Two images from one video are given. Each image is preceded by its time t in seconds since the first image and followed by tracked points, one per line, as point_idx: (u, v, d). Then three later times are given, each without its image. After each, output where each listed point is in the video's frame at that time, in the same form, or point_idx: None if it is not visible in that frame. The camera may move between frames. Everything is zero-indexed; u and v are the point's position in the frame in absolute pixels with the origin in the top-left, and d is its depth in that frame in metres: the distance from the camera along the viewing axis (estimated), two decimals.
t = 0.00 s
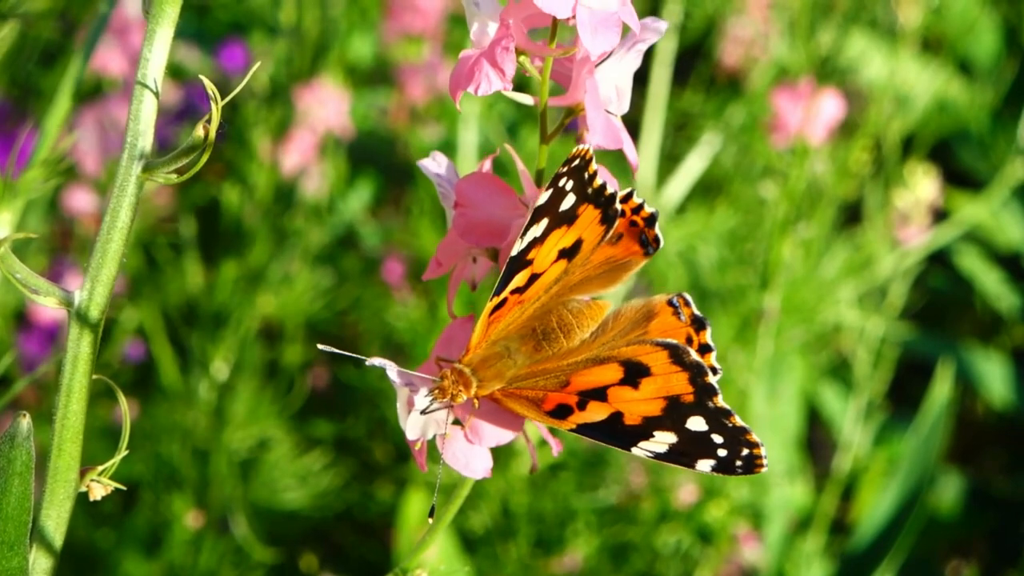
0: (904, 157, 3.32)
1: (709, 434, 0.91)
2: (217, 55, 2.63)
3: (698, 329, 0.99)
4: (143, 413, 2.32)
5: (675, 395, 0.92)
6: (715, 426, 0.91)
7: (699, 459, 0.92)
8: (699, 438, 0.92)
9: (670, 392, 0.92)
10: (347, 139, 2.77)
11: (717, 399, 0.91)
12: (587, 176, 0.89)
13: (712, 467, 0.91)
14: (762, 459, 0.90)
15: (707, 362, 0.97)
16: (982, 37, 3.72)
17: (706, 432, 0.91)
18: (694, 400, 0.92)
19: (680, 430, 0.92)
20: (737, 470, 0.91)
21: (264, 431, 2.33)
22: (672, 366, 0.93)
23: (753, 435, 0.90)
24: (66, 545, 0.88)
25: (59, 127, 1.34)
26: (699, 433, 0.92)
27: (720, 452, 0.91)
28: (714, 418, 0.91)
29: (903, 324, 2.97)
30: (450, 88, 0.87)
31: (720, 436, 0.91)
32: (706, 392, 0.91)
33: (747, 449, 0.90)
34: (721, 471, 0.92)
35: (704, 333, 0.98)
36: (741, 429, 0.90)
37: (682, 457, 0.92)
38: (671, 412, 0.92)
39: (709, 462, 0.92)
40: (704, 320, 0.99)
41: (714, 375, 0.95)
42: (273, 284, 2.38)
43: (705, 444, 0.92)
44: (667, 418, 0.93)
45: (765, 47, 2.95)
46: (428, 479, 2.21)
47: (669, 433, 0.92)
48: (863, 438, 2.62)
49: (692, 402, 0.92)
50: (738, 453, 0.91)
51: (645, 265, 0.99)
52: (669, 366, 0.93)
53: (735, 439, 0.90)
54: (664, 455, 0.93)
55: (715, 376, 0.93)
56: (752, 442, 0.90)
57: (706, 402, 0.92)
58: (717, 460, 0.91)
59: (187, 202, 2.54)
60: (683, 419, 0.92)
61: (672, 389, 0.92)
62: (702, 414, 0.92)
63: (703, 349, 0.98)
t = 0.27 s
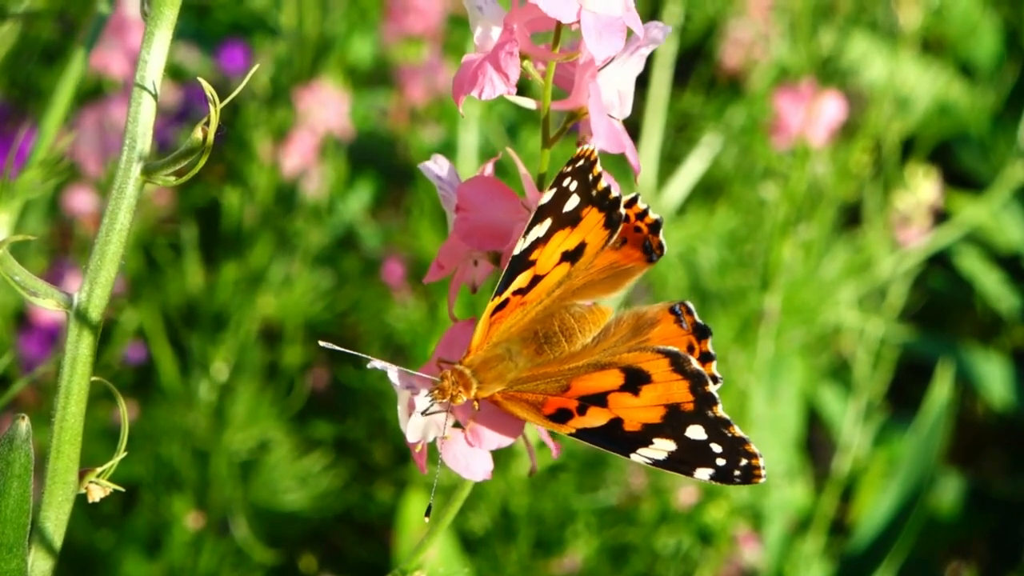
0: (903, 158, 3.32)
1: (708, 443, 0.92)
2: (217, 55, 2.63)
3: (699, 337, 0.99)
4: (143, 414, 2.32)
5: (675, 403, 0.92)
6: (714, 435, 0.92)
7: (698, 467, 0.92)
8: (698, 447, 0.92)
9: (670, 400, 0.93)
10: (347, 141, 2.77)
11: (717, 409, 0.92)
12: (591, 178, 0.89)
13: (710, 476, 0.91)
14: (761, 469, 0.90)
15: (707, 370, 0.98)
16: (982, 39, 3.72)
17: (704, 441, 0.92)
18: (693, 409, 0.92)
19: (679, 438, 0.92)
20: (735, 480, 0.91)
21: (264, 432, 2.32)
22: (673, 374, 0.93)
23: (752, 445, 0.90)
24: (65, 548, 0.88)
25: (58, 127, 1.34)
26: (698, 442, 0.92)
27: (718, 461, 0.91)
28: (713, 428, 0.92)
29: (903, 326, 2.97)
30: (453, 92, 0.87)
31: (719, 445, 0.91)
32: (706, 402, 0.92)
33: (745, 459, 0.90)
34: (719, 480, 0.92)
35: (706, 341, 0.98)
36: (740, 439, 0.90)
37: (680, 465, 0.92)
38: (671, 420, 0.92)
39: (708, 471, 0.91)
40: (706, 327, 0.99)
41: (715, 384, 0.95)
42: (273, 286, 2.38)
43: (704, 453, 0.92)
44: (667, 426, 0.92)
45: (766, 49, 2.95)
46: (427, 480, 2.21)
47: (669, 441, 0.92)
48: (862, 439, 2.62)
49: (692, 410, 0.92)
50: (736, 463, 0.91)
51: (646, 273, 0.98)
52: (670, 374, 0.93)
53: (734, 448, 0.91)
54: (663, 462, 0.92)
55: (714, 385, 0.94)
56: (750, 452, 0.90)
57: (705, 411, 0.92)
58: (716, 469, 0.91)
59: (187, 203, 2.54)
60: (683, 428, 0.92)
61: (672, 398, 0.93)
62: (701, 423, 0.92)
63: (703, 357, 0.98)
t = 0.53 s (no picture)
0: (903, 160, 3.33)
1: (698, 443, 0.91)
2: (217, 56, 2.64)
3: (691, 335, 0.99)
4: (143, 414, 2.32)
5: (666, 401, 0.93)
6: (704, 435, 0.91)
7: (689, 467, 0.91)
8: (688, 446, 0.92)
9: (662, 398, 0.93)
10: (347, 142, 2.77)
11: (708, 409, 0.91)
12: (576, 162, 0.87)
13: (700, 477, 0.90)
14: (751, 471, 0.89)
15: (700, 369, 0.97)
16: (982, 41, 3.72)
17: (695, 441, 0.91)
18: (685, 407, 0.92)
19: (670, 437, 0.92)
20: (726, 481, 0.90)
21: (264, 433, 2.32)
22: (665, 372, 0.93)
23: (742, 446, 0.90)
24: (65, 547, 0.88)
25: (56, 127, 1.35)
26: (689, 441, 0.92)
27: (709, 461, 0.91)
28: (704, 427, 0.92)
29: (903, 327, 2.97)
30: (445, 87, 0.87)
31: (709, 445, 0.91)
32: (698, 401, 0.92)
33: (735, 459, 0.90)
34: (710, 481, 0.91)
35: (698, 339, 0.98)
36: (731, 439, 0.90)
37: (671, 465, 0.91)
38: (662, 419, 0.93)
39: (698, 471, 0.91)
40: (699, 325, 0.99)
41: (707, 383, 0.95)
42: (274, 287, 2.38)
43: (695, 454, 0.91)
44: (658, 424, 0.93)
45: (766, 50, 2.95)
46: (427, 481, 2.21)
47: (660, 439, 0.92)
48: (862, 440, 2.62)
49: (683, 409, 0.92)
50: (727, 463, 0.90)
51: (638, 266, 0.99)
52: (662, 372, 0.94)
53: (725, 449, 0.90)
54: (654, 462, 0.92)
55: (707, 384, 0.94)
56: (740, 453, 0.90)
57: (697, 411, 0.92)
58: (706, 469, 0.91)
59: (187, 204, 2.55)
60: (674, 427, 0.92)
61: (663, 396, 0.93)
62: (692, 422, 0.92)
63: (696, 355, 0.98)
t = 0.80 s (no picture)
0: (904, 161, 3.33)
1: (695, 436, 0.92)
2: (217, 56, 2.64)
3: (687, 329, 0.99)
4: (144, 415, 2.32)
5: (663, 396, 0.93)
6: (701, 429, 0.92)
7: (686, 461, 0.92)
8: (686, 440, 0.92)
9: (658, 392, 0.93)
10: (348, 142, 2.77)
11: (705, 402, 0.92)
12: (570, 158, 0.88)
13: (698, 470, 0.91)
14: (748, 464, 0.91)
15: (696, 364, 0.97)
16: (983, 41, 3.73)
17: (692, 435, 0.92)
18: (681, 402, 0.93)
19: (667, 431, 0.93)
20: (723, 474, 0.91)
21: (265, 435, 2.32)
22: (660, 367, 0.93)
23: (739, 439, 0.91)
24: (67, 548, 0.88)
25: (55, 129, 1.35)
26: (686, 435, 0.92)
27: (706, 455, 0.91)
28: (700, 422, 0.92)
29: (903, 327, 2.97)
30: (440, 83, 0.88)
31: (706, 440, 0.92)
32: (694, 395, 0.92)
33: (732, 453, 0.91)
34: (707, 474, 0.92)
35: (694, 334, 0.98)
36: (727, 433, 0.91)
37: (668, 458, 0.92)
38: (659, 413, 0.93)
39: (696, 464, 0.92)
40: (694, 320, 0.99)
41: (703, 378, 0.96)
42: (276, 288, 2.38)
43: (691, 447, 0.92)
44: (655, 419, 0.93)
45: (767, 50, 2.95)
46: (428, 481, 2.22)
47: (657, 433, 0.93)
48: (862, 440, 2.62)
49: (680, 403, 0.93)
50: (724, 456, 0.91)
51: (633, 262, 0.99)
52: (658, 367, 0.94)
53: (722, 443, 0.91)
54: (652, 455, 0.93)
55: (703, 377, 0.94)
56: (737, 446, 0.91)
57: (693, 405, 0.92)
58: (704, 463, 0.91)
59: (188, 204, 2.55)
60: (671, 421, 0.93)
61: (660, 390, 0.93)
62: (689, 416, 0.93)
63: (692, 351, 0.98)
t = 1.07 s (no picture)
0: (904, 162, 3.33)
1: (703, 440, 0.92)
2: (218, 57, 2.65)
3: (693, 333, 1.00)
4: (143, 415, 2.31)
5: (670, 400, 0.93)
6: (709, 433, 0.92)
7: (694, 465, 0.92)
8: (693, 444, 0.92)
9: (666, 396, 0.93)
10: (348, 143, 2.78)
11: (712, 406, 0.92)
12: (582, 166, 0.88)
13: (706, 474, 0.91)
14: (756, 468, 0.91)
15: (702, 367, 0.97)
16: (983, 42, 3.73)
17: (700, 439, 0.92)
18: (688, 405, 0.93)
19: (675, 435, 0.93)
20: (731, 478, 0.91)
21: (266, 436, 2.32)
22: (667, 370, 0.94)
23: (747, 443, 0.91)
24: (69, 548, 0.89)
25: (58, 129, 1.34)
26: (694, 439, 0.92)
27: (714, 459, 0.91)
28: (708, 425, 0.92)
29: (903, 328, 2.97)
30: (449, 88, 0.88)
31: (714, 443, 0.92)
32: (701, 399, 0.92)
33: (740, 457, 0.91)
34: (715, 478, 0.92)
35: (699, 337, 0.99)
36: (735, 436, 0.91)
37: (676, 463, 0.92)
38: (666, 417, 0.93)
39: (704, 468, 0.91)
40: (700, 324, 1.00)
41: (710, 382, 0.96)
42: (276, 290, 2.38)
43: (699, 451, 0.92)
44: (662, 423, 0.93)
45: (767, 51, 2.96)
46: (428, 481, 2.21)
47: (664, 437, 0.93)
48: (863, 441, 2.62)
49: (687, 407, 0.93)
50: (732, 460, 0.91)
51: (640, 267, 1.00)
52: (665, 371, 0.94)
53: (729, 446, 0.91)
54: (660, 460, 0.93)
55: (709, 381, 0.94)
56: (745, 450, 0.91)
57: (700, 409, 0.93)
58: (712, 467, 0.91)
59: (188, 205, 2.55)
60: (678, 424, 0.93)
61: (667, 394, 0.93)
62: (696, 420, 0.93)
63: (697, 354, 0.98)
